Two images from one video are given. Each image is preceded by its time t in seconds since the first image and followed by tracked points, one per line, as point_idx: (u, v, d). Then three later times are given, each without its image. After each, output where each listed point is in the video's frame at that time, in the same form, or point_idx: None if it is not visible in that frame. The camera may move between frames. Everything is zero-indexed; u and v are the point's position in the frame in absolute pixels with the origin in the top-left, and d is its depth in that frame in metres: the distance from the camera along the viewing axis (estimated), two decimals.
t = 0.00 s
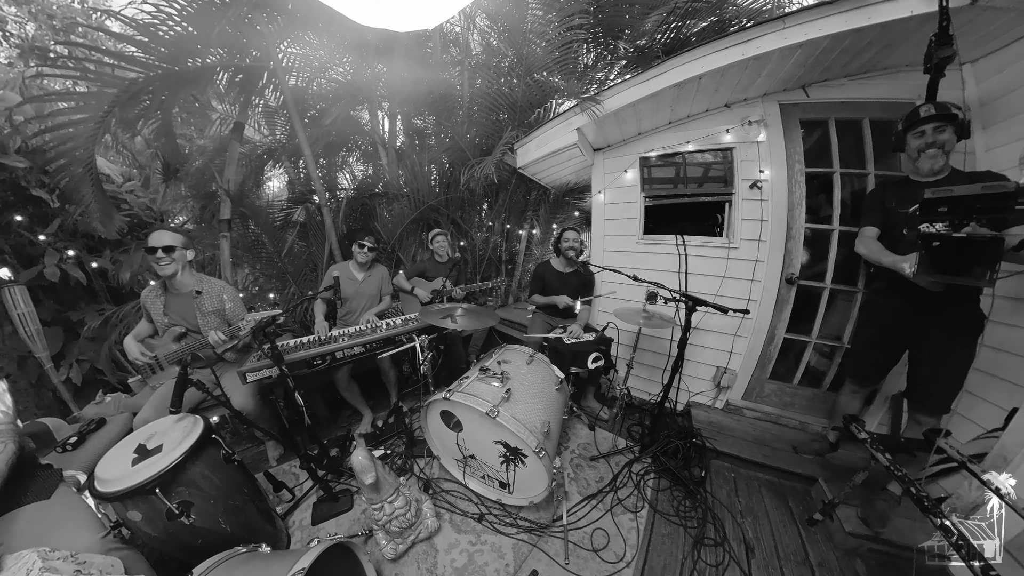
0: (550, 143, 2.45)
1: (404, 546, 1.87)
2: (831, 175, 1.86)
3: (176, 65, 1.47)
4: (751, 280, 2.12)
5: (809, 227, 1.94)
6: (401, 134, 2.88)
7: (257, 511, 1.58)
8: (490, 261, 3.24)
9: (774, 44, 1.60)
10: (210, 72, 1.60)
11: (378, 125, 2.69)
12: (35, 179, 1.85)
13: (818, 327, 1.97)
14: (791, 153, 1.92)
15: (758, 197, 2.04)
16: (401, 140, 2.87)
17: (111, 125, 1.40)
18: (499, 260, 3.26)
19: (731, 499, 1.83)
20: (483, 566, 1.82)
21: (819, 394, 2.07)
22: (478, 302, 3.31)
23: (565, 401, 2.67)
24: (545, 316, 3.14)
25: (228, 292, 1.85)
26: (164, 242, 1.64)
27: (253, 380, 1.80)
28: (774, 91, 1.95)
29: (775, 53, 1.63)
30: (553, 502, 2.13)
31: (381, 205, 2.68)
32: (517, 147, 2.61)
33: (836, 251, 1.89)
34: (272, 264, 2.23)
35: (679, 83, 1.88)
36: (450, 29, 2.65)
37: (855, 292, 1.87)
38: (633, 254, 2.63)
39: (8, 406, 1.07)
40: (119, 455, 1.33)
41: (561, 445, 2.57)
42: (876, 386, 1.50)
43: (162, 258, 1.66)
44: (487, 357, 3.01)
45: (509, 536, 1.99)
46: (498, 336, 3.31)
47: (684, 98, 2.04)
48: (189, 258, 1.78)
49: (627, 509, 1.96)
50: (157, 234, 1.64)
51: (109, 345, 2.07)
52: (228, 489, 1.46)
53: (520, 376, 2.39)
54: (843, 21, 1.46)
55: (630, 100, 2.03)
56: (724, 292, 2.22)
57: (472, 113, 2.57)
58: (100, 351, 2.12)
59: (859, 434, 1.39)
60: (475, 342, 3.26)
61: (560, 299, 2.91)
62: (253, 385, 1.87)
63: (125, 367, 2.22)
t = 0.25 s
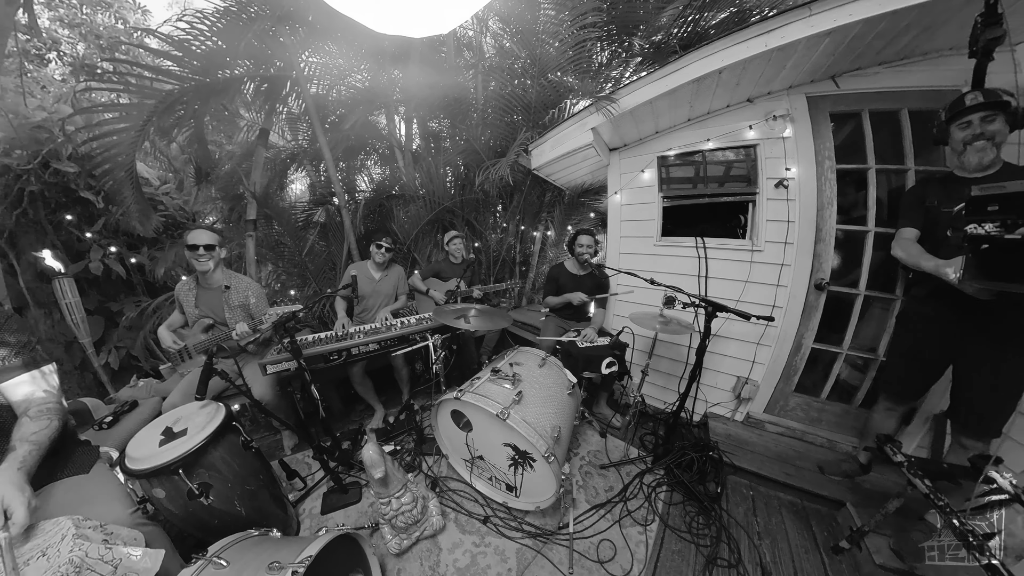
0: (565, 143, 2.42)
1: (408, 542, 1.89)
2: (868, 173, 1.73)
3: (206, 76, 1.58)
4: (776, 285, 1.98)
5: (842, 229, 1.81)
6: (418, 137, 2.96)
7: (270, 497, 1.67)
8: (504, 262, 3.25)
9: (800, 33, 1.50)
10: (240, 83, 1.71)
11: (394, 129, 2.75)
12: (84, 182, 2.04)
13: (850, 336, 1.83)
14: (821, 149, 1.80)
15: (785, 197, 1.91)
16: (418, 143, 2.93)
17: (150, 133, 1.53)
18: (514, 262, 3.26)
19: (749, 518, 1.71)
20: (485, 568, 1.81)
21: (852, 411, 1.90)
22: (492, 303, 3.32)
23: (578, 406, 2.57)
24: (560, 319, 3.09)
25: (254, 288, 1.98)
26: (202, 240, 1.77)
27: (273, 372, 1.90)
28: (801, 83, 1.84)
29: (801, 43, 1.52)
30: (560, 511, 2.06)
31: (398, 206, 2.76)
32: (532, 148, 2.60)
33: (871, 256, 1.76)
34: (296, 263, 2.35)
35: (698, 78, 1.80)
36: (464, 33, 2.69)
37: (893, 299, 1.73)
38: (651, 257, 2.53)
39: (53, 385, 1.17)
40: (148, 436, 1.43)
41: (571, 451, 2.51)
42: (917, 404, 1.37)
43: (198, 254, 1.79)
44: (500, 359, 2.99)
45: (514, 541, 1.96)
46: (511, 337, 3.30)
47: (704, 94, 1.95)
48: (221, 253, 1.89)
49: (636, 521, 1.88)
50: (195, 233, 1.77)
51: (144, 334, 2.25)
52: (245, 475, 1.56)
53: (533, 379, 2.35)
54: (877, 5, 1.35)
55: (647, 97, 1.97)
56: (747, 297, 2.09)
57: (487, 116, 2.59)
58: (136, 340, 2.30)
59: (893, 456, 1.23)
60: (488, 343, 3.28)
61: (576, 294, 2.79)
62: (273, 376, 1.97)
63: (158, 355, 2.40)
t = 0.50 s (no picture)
0: (582, 143, 2.38)
1: (413, 538, 1.91)
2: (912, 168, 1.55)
3: (239, 88, 1.72)
4: (807, 291, 1.83)
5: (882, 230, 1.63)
6: (435, 141, 3.03)
7: (285, 483, 1.76)
8: (520, 264, 3.24)
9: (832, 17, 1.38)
10: (270, 93, 1.85)
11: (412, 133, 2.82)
12: (131, 187, 2.27)
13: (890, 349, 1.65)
14: (859, 143, 1.64)
15: (819, 195, 1.76)
16: (435, 147, 3.00)
17: (189, 141, 1.68)
18: (531, 264, 3.25)
19: (770, 543, 1.57)
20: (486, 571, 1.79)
21: (899, 434, 1.69)
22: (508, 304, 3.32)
23: (591, 412, 2.48)
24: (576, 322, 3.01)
25: (279, 284, 2.11)
26: (236, 239, 1.91)
27: (294, 364, 2.01)
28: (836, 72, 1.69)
29: (833, 28, 1.41)
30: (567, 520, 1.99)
31: (416, 208, 2.85)
32: (548, 150, 2.58)
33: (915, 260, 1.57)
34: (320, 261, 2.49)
35: (720, 72, 1.70)
36: (478, 38, 2.74)
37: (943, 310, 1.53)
38: (671, 259, 2.42)
39: (101, 365, 1.25)
40: (178, 418, 1.55)
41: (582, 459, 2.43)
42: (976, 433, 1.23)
43: (233, 252, 1.93)
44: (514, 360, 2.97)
45: (518, 547, 1.93)
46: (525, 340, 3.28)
47: (727, 88, 1.85)
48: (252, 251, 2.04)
49: (645, 536, 1.78)
50: (229, 232, 1.91)
51: (180, 324, 2.46)
52: (263, 460, 1.65)
53: (548, 384, 2.29)
54: None
55: (666, 94, 1.89)
56: (775, 304, 1.94)
57: (502, 118, 2.61)
58: (171, 329, 2.51)
59: (943, 488, 1.12)
60: (502, 345, 3.27)
61: (590, 308, 2.76)
62: (294, 368, 2.09)
63: (191, 343, 2.62)
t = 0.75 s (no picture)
0: (597, 143, 2.34)
1: (419, 534, 1.94)
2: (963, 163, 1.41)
3: (264, 97, 1.83)
4: (838, 297, 1.69)
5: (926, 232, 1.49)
6: (450, 144, 3.07)
7: (298, 472, 1.84)
8: (534, 265, 3.23)
9: None
10: (292, 102, 1.98)
11: (428, 137, 2.89)
12: (167, 189, 2.46)
13: (933, 361, 1.51)
14: (896, 135, 1.51)
15: (850, 194, 1.63)
16: (450, 149, 3.05)
17: (219, 146, 1.81)
18: (545, 265, 3.23)
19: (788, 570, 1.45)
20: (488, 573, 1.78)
21: (946, 458, 1.53)
22: (521, 306, 3.31)
23: (603, 418, 2.41)
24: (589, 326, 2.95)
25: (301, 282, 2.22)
26: (259, 238, 2.03)
27: (311, 358, 2.11)
28: (868, 60, 1.58)
29: (863, 12, 1.31)
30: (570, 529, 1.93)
31: (432, 210, 2.91)
32: (563, 150, 2.56)
33: (962, 265, 1.44)
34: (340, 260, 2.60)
35: (741, 64, 1.62)
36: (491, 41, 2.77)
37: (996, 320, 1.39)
38: (689, 262, 2.31)
39: (137, 353, 1.37)
40: (204, 404, 1.66)
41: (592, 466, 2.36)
42: None
43: (257, 251, 2.05)
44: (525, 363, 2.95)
45: (523, 552, 1.90)
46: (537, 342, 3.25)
47: (748, 81, 1.75)
48: (273, 250, 2.18)
49: (654, 550, 1.70)
50: (253, 232, 2.04)
51: (207, 317, 2.63)
52: (279, 448, 1.74)
53: (558, 388, 2.24)
54: None
55: (684, 89, 1.82)
56: (803, 311, 1.81)
57: (517, 120, 2.61)
58: (199, 321, 2.70)
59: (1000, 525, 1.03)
60: (514, 346, 3.27)
61: (606, 308, 2.70)
62: (312, 363, 2.19)
63: (217, 335, 2.79)
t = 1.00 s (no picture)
0: (615, 142, 2.28)
1: (425, 531, 1.96)
2: None
3: (290, 106, 1.96)
4: (878, 305, 1.53)
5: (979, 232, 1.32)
6: (467, 147, 3.11)
7: (313, 461, 1.93)
8: (550, 268, 3.20)
9: None
10: (316, 110, 2.09)
11: (445, 141, 2.95)
12: (202, 193, 2.68)
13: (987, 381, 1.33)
14: (947, 124, 1.35)
15: (893, 191, 1.48)
16: (466, 152, 3.09)
17: (249, 153, 1.95)
18: (562, 268, 3.19)
19: None
20: None
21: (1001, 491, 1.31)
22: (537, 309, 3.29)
23: (617, 427, 2.32)
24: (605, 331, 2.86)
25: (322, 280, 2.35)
26: (279, 239, 2.16)
27: (331, 353, 2.22)
28: (912, 42, 1.43)
29: None
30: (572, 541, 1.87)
31: (449, 212, 2.97)
32: (580, 151, 2.52)
33: None
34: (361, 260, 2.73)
35: (766, 54, 1.51)
36: (506, 43, 2.79)
37: None
38: (712, 266, 2.19)
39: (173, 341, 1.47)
40: (230, 392, 1.77)
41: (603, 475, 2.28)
42: None
43: (279, 251, 2.19)
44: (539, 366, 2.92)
45: (528, 559, 1.87)
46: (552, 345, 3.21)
47: (775, 72, 1.64)
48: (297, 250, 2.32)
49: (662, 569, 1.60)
50: (275, 233, 2.18)
51: (236, 311, 2.84)
52: (296, 437, 1.83)
53: (572, 394, 2.18)
54: None
55: (705, 84, 1.73)
56: (838, 320, 1.66)
57: (533, 121, 2.60)
58: (229, 315, 2.91)
59: None
60: (528, 349, 3.25)
61: (622, 317, 2.61)
62: (331, 357, 2.29)
63: (245, 328, 2.99)
